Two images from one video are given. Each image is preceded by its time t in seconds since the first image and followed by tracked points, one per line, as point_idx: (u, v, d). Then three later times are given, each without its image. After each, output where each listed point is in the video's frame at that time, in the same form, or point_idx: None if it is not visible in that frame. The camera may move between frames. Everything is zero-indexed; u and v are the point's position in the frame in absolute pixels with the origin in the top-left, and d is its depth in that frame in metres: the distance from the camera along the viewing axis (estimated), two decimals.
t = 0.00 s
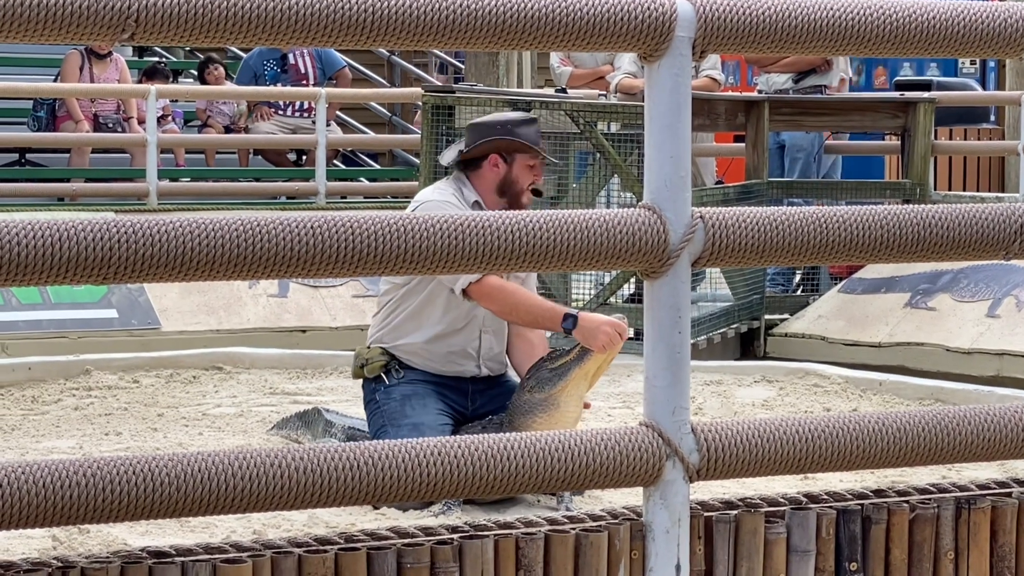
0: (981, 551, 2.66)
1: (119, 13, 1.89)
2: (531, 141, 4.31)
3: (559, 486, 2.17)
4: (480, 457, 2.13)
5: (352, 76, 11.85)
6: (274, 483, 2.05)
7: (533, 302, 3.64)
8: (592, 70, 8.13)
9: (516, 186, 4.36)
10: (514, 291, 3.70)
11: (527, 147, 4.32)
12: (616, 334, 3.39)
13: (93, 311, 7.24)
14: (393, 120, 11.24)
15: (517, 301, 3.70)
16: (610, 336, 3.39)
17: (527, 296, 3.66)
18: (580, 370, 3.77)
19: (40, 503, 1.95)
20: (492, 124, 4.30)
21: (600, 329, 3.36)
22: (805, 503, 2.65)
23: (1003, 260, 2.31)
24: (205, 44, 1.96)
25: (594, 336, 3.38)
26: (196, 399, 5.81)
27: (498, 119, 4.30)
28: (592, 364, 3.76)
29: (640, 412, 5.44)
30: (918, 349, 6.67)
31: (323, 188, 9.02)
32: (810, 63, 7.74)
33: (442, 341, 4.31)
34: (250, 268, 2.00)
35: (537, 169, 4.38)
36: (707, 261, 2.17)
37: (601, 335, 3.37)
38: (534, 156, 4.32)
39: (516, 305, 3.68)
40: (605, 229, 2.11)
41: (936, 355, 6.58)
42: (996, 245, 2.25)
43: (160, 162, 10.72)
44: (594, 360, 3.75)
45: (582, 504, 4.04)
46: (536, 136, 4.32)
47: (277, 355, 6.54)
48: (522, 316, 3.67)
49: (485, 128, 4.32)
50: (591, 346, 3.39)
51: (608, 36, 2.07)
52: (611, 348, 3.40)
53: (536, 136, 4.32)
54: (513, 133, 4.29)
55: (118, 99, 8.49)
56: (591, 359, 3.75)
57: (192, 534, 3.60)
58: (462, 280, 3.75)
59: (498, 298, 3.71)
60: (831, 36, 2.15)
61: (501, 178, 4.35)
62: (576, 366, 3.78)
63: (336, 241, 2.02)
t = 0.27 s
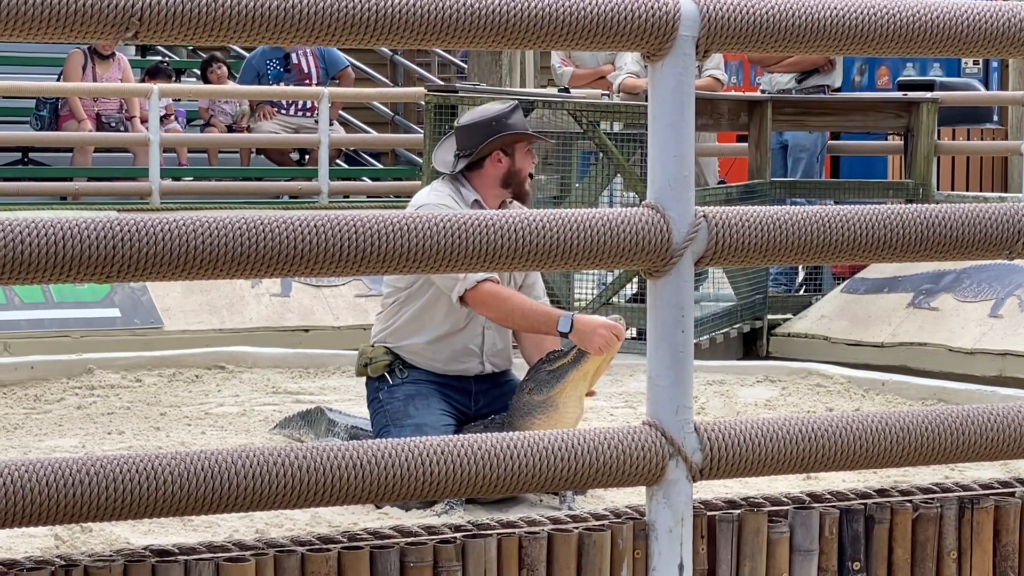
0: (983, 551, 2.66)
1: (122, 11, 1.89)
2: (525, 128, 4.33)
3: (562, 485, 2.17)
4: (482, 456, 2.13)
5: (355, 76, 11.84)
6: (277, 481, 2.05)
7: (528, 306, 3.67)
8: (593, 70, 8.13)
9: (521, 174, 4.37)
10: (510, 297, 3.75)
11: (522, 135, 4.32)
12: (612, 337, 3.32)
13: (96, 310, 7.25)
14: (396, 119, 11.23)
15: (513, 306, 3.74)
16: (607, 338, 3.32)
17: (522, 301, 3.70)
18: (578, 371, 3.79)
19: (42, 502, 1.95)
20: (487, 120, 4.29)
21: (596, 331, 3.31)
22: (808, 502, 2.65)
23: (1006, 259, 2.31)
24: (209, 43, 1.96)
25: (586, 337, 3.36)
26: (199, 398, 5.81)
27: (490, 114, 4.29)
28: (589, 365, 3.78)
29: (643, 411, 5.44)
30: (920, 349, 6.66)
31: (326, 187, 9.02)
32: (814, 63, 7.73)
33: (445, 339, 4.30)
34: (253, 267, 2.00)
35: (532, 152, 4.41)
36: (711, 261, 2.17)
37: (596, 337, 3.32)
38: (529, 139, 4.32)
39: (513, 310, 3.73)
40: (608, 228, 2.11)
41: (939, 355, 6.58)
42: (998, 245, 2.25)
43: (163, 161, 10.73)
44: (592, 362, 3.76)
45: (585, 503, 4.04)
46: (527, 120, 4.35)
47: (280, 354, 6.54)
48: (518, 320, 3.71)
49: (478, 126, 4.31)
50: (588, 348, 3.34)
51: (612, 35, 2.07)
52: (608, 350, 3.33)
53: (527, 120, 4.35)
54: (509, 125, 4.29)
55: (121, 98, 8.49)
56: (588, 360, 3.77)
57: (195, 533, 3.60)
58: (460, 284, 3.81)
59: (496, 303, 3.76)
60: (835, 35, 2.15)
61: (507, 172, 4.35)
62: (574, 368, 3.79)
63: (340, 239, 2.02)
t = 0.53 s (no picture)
0: (984, 551, 2.66)
1: (125, 10, 1.89)
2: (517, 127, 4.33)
3: (564, 484, 2.17)
4: (484, 455, 2.13)
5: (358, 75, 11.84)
6: (279, 481, 2.05)
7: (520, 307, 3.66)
8: (594, 70, 8.15)
9: (514, 175, 4.36)
10: (504, 300, 3.74)
11: (515, 134, 4.31)
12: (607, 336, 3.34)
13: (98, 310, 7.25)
14: (398, 119, 11.23)
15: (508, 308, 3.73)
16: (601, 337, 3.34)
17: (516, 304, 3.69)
18: (576, 372, 3.79)
19: (43, 500, 1.95)
20: (479, 120, 4.30)
21: (589, 331, 3.32)
22: (809, 502, 2.65)
23: (1008, 259, 2.31)
24: (210, 42, 1.96)
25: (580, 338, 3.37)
26: (200, 398, 5.81)
27: (481, 114, 4.30)
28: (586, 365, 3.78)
29: (645, 411, 5.44)
30: (922, 349, 6.66)
31: (328, 187, 9.02)
32: (816, 63, 7.72)
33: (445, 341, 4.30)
34: (255, 265, 2.00)
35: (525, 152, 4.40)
36: (712, 260, 2.17)
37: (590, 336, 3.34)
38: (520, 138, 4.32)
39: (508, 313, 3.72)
40: (610, 227, 2.11)
41: (942, 355, 6.58)
42: (1000, 244, 2.25)
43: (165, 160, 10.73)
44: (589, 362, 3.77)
45: (587, 503, 4.03)
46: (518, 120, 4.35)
47: (282, 353, 6.54)
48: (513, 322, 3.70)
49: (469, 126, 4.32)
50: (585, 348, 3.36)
51: (614, 35, 2.07)
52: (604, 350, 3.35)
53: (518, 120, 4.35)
54: (500, 124, 4.29)
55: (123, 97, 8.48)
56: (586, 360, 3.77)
57: (197, 532, 3.60)
58: (455, 289, 3.81)
59: (491, 306, 3.76)
60: (837, 35, 2.14)
61: (500, 172, 4.34)
62: (570, 369, 3.80)
63: (342, 238, 2.01)
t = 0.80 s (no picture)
0: (986, 551, 2.66)
1: (127, 9, 1.89)
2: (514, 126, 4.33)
3: (566, 484, 2.17)
4: (486, 455, 2.13)
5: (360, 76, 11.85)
6: (280, 480, 2.05)
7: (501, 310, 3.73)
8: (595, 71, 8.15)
9: (512, 173, 4.35)
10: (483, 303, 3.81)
11: (512, 134, 4.31)
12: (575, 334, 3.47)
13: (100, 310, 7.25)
14: (401, 119, 11.24)
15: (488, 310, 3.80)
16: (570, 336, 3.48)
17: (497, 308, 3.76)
18: (558, 371, 3.79)
19: (45, 499, 1.95)
20: (476, 120, 4.30)
21: (559, 331, 3.46)
22: (811, 502, 2.65)
23: (1011, 259, 2.31)
24: (212, 42, 1.96)
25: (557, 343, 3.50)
26: (202, 397, 5.81)
27: (477, 113, 4.31)
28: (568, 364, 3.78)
29: (647, 411, 5.44)
30: (925, 350, 6.65)
31: (330, 187, 9.02)
32: (818, 64, 7.72)
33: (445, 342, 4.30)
34: (257, 265, 2.00)
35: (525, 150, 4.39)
36: (714, 260, 2.17)
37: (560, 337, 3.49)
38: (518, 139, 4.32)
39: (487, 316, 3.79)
40: (612, 227, 2.11)
41: (944, 356, 6.57)
42: (1002, 244, 2.25)
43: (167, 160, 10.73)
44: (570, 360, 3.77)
45: (588, 503, 4.03)
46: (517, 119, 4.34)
47: (284, 353, 6.54)
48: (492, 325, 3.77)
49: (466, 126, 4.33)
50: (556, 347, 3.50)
51: (617, 35, 2.07)
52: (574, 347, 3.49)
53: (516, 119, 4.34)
54: (496, 124, 4.29)
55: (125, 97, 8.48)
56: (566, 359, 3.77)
57: (198, 532, 3.60)
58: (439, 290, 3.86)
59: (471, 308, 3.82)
60: (839, 35, 2.14)
61: (497, 171, 4.34)
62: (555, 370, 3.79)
63: (344, 238, 2.01)
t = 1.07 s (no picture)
0: (988, 551, 2.66)
1: (129, 10, 1.90)
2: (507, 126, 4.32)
3: (568, 485, 2.17)
4: (488, 456, 2.13)
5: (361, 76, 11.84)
6: (282, 481, 2.05)
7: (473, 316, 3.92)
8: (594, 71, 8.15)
9: (501, 173, 4.34)
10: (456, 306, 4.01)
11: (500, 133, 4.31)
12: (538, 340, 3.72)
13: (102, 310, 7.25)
14: (402, 119, 11.23)
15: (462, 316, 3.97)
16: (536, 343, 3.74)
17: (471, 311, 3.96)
18: (533, 373, 3.75)
19: (47, 500, 1.95)
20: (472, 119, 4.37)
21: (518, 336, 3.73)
22: (813, 503, 2.65)
23: (1013, 259, 2.31)
24: (214, 43, 1.97)
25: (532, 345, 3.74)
26: (204, 398, 5.81)
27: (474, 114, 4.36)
28: (539, 365, 3.74)
29: (648, 412, 5.44)
30: (926, 350, 6.65)
31: (332, 187, 9.01)
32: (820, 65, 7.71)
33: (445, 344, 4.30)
34: (259, 266, 2.00)
35: (522, 151, 4.36)
36: (716, 261, 2.17)
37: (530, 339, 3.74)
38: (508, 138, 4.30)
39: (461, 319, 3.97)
40: (614, 228, 2.11)
41: (946, 357, 6.57)
42: (1004, 244, 2.25)
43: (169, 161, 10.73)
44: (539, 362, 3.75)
45: (590, 503, 4.03)
46: (510, 120, 4.33)
47: (285, 354, 6.54)
48: (463, 329, 3.97)
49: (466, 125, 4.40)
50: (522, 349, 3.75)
51: (618, 36, 2.07)
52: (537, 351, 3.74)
53: (510, 120, 4.33)
54: (484, 123, 4.32)
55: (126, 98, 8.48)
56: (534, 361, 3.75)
57: (200, 532, 3.60)
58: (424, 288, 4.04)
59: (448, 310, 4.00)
60: (840, 36, 2.14)
61: (486, 170, 4.35)
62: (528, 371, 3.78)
63: (346, 239, 2.02)
